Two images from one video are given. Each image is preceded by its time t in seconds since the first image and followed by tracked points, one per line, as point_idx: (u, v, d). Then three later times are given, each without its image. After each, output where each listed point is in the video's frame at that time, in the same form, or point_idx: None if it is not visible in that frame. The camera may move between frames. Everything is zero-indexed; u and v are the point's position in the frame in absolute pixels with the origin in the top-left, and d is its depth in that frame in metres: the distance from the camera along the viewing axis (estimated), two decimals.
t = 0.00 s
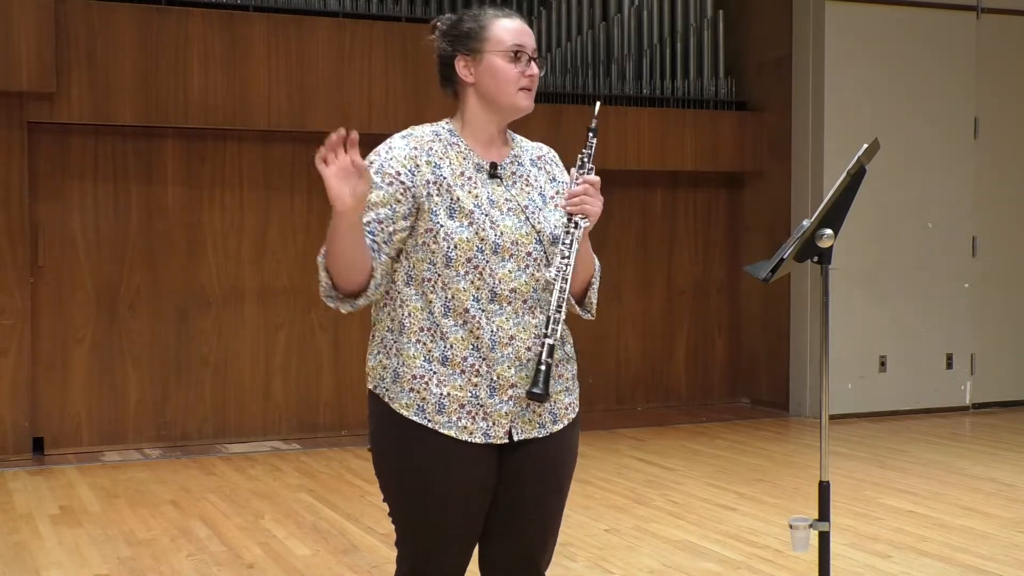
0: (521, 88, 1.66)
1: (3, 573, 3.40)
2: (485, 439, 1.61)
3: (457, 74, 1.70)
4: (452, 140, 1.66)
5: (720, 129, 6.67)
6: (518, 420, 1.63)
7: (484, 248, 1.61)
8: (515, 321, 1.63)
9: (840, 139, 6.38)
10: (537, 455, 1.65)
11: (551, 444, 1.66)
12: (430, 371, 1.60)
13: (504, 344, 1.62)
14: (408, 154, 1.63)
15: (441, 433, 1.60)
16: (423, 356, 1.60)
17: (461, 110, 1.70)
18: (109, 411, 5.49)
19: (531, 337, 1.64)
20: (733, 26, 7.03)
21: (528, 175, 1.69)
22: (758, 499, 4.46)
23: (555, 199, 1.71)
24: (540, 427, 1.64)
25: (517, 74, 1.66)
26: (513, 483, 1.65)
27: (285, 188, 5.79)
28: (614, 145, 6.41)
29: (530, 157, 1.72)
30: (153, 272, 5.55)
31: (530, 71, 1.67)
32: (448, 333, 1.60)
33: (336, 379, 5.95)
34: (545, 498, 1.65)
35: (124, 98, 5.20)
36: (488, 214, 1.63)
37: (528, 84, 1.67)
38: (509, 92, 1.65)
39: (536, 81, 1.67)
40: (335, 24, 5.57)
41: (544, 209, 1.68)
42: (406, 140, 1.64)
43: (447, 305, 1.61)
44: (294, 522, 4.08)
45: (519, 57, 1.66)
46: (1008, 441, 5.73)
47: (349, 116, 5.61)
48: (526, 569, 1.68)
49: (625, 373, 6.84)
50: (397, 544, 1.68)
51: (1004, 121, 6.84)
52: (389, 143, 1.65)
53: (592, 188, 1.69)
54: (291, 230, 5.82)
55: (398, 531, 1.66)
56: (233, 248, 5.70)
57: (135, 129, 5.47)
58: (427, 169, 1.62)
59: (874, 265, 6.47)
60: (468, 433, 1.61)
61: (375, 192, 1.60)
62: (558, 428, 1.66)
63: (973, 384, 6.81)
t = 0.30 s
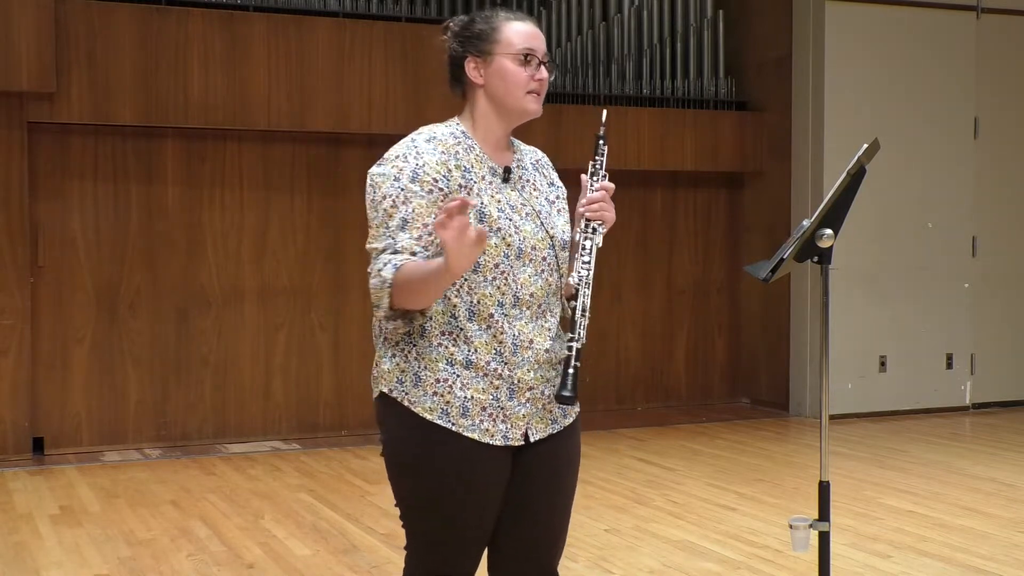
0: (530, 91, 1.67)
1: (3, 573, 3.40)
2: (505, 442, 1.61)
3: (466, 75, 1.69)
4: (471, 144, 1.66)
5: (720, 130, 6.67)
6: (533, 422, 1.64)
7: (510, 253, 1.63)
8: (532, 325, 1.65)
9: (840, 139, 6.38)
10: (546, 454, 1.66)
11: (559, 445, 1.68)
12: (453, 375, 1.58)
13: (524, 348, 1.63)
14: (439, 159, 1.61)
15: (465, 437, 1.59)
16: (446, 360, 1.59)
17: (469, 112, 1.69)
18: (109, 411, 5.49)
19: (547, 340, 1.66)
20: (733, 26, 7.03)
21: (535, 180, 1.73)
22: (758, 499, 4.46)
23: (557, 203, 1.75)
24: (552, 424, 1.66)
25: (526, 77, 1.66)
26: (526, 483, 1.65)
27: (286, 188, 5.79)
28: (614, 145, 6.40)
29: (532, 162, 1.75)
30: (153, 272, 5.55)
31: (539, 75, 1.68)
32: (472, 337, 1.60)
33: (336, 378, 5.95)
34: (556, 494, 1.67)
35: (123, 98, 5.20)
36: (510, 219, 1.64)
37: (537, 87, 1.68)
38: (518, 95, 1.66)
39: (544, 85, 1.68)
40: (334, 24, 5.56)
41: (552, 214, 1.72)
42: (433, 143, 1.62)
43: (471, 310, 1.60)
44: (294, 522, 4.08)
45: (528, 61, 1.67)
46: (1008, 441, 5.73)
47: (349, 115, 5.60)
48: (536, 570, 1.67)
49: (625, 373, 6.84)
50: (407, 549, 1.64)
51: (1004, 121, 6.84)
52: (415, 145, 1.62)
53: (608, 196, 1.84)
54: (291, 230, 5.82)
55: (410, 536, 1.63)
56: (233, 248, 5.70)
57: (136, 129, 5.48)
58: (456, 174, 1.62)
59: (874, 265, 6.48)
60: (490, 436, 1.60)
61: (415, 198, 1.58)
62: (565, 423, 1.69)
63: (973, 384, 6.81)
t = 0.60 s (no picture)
0: (549, 94, 1.65)
1: (3, 573, 3.40)
2: (523, 445, 1.58)
3: (484, 76, 1.67)
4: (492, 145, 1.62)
5: (720, 130, 6.66)
6: (547, 425, 1.62)
7: (534, 257, 1.61)
8: (549, 328, 1.63)
9: (840, 139, 6.38)
10: (555, 457, 1.63)
11: (569, 450, 1.66)
12: (477, 378, 1.55)
13: (543, 352, 1.61)
14: (471, 158, 1.57)
15: (486, 439, 1.55)
16: (470, 362, 1.55)
17: (486, 111, 1.67)
18: (109, 411, 5.49)
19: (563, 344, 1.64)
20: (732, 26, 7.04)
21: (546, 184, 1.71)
22: (758, 499, 4.46)
23: (564, 209, 1.73)
24: (563, 422, 1.64)
25: (546, 80, 1.64)
26: (536, 488, 1.62)
27: (286, 188, 5.79)
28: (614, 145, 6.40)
29: (540, 165, 1.73)
30: (153, 272, 5.55)
31: (558, 78, 1.66)
32: (496, 339, 1.56)
33: (336, 378, 5.95)
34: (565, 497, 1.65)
35: (124, 98, 5.20)
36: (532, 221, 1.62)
37: (556, 91, 1.66)
38: (538, 98, 1.64)
39: (564, 88, 1.67)
40: (334, 24, 5.56)
41: (562, 218, 1.70)
42: (464, 141, 1.58)
43: (495, 312, 1.56)
44: (294, 522, 4.08)
45: (549, 64, 1.65)
46: (1007, 441, 5.74)
47: (349, 115, 5.60)
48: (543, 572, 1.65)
49: (624, 373, 6.84)
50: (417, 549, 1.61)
51: (1004, 121, 6.84)
52: (447, 142, 1.57)
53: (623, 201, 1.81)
54: (291, 230, 5.83)
55: (421, 536, 1.59)
56: (233, 248, 5.70)
57: (136, 129, 5.47)
58: (487, 174, 1.58)
59: (874, 265, 6.48)
60: (510, 439, 1.57)
61: (451, 194, 1.52)
62: (573, 420, 1.67)
63: (973, 384, 6.81)
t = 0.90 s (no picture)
0: (573, 100, 1.60)
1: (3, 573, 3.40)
2: (540, 449, 1.55)
3: (508, 78, 1.61)
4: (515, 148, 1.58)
5: (720, 130, 6.66)
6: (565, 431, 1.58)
7: (557, 262, 1.57)
8: (567, 333, 1.59)
9: (840, 139, 6.38)
10: (573, 464, 1.59)
11: (586, 456, 1.62)
12: (498, 381, 1.51)
13: (563, 356, 1.57)
14: (498, 161, 1.54)
15: (505, 443, 1.52)
16: (491, 365, 1.51)
17: (509, 114, 1.62)
18: (109, 411, 5.49)
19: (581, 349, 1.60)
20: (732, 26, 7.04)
21: (565, 188, 1.67)
22: (758, 499, 4.46)
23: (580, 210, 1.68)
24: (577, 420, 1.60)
25: (571, 86, 1.59)
26: (552, 493, 1.58)
27: (286, 188, 5.79)
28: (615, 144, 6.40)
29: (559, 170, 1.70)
30: (154, 272, 5.55)
31: (583, 83, 1.60)
32: (519, 343, 1.52)
33: (337, 378, 5.95)
34: (580, 503, 1.60)
35: (124, 98, 5.20)
36: (555, 225, 1.59)
37: (580, 96, 1.60)
38: (562, 103, 1.59)
39: (588, 95, 1.61)
40: (334, 24, 5.57)
41: (581, 221, 1.67)
42: (492, 144, 1.56)
43: (518, 316, 1.53)
44: (293, 522, 4.08)
45: (574, 70, 1.60)
46: (1007, 441, 5.74)
47: (349, 115, 5.60)
48: None
49: (624, 374, 6.83)
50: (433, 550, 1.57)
51: (1004, 121, 6.84)
52: (475, 143, 1.55)
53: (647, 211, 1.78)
54: (291, 230, 5.83)
55: (437, 537, 1.56)
56: (233, 248, 5.70)
57: (136, 129, 5.47)
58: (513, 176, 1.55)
59: (873, 266, 6.48)
60: (529, 443, 1.53)
61: (478, 194, 1.50)
62: (587, 422, 1.63)
63: (972, 384, 6.81)
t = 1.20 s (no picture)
0: (585, 100, 1.58)
1: (3, 573, 3.40)
2: (561, 450, 1.54)
3: (523, 81, 1.62)
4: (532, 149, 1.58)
5: (720, 130, 6.66)
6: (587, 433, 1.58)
7: (575, 261, 1.57)
8: (590, 334, 1.59)
9: (840, 139, 6.38)
10: (591, 464, 1.59)
11: (606, 459, 1.61)
12: (516, 381, 1.52)
13: (583, 357, 1.57)
14: (517, 162, 1.53)
15: (525, 442, 1.51)
16: (509, 365, 1.52)
17: (526, 116, 1.62)
18: (109, 411, 5.49)
19: (603, 350, 1.60)
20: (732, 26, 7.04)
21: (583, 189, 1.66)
22: (757, 499, 4.46)
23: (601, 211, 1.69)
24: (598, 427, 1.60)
25: (583, 85, 1.58)
26: (570, 492, 1.57)
27: (286, 188, 5.79)
28: (615, 144, 6.40)
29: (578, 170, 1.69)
30: (154, 272, 5.55)
31: (597, 82, 1.59)
32: (537, 343, 1.53)
33: (337, 378, 5.95)
34: (599, 507, 1.60)
35: (123, 98, 5.20)
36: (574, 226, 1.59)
37: (594, 96, 1.59)
38: (574, 103, 1.58)
39: (603, 93, 1.60)
40: (334, 24, 5.56)
41: (601, 222, 1.67)
42: (508, 144, 1.54)
43: (537, 316, 1.53)
44: (294, 522, 4.08)
45: (586, 68, 1.58)
46: (1006, 441, 5.74)
47: (349, 115, 5.60)
48: None
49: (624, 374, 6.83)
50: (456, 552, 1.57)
51: (1005, 121, 6.84)
52: (491, 144, 1.53)
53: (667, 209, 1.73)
54: (291, 230, 5.83)
55: (459, 538, 1.56)
56: (233, 248, 5.70)
57: (136, 129, 5.47)
58: (532, 176, 1.56)
59: (874, 266, 6.48)
60: (547, 443, 1.53)
61: (508, 194, 1.49)
62: (609, 426, 1.62)
63: (972, 384, 6.81)
